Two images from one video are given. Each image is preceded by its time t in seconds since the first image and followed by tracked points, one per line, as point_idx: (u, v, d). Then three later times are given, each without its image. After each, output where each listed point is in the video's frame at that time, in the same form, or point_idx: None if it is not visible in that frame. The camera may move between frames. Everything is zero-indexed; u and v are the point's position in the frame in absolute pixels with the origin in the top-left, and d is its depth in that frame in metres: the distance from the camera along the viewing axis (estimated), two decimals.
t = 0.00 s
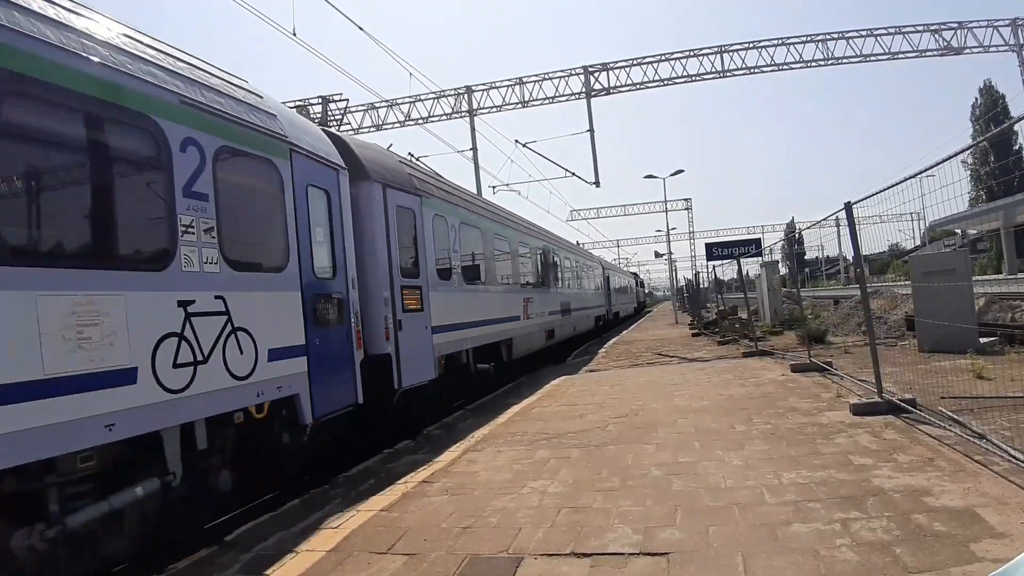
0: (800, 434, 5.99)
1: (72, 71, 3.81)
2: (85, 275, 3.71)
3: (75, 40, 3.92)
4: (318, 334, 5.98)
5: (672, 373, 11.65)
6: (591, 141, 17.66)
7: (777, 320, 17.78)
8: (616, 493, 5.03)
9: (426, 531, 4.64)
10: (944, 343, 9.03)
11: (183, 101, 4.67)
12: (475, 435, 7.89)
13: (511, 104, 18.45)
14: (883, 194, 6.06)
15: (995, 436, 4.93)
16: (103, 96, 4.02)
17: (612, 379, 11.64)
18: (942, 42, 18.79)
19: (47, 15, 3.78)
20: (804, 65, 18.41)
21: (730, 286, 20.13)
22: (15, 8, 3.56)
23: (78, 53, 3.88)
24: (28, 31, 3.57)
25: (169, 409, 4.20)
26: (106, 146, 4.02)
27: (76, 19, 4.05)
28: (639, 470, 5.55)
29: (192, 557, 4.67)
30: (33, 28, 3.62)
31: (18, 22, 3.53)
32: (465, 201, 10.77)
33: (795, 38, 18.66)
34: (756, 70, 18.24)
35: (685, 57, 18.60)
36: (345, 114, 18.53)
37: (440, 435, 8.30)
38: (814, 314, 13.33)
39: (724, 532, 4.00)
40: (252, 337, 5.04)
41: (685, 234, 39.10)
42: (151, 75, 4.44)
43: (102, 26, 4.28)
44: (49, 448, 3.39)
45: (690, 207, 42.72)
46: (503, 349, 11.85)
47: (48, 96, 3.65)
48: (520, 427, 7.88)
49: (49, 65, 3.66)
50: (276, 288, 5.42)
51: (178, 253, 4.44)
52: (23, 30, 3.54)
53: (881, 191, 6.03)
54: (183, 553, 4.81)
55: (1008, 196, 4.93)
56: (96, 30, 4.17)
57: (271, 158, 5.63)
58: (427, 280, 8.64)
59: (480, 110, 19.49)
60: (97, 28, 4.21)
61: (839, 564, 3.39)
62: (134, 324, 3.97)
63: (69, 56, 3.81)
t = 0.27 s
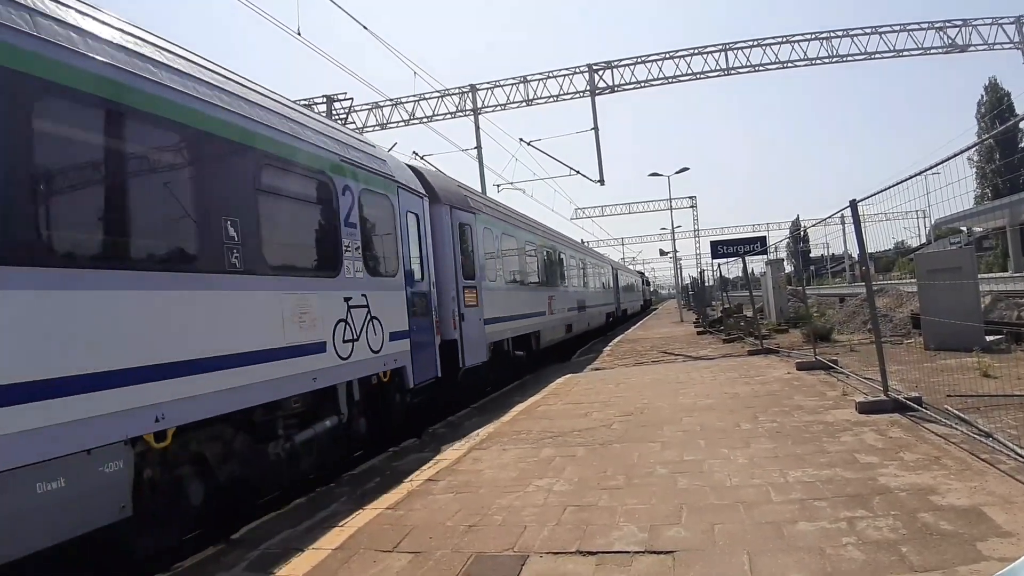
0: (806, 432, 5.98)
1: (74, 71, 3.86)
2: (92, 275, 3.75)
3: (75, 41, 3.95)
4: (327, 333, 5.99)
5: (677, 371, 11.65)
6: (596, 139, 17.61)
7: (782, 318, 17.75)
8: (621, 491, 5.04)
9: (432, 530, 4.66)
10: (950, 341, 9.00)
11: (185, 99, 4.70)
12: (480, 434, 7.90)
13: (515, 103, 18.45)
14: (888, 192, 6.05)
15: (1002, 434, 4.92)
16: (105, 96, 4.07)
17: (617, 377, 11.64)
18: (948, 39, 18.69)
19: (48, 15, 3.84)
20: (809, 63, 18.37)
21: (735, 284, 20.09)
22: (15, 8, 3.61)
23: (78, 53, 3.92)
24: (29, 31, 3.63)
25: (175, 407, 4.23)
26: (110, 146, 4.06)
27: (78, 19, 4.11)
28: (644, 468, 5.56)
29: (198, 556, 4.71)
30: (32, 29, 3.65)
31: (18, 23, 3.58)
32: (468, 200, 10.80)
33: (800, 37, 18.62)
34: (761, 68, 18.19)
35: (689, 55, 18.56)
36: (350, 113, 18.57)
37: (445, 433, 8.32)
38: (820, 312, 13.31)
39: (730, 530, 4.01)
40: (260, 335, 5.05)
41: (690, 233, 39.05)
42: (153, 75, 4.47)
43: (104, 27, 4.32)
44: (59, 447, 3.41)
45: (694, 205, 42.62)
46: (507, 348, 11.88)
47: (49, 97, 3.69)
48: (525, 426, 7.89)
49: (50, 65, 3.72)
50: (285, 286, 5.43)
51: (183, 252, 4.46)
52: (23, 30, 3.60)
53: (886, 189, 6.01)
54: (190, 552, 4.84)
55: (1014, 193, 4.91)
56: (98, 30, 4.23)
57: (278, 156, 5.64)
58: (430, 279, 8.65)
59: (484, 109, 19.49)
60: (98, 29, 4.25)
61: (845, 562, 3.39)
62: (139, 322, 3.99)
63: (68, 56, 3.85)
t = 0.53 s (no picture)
0: (810, 428, 5.97)
1: (77, 77, 3.91)
2: (96, 279, 3.78)
3: (79, 47, 4.01)
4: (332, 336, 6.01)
5: (681, 369, 11.64)
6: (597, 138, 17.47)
7: (787, 314, 17.70)
8: (626, 490, 5.04)
9: (437, 530, 4.67)
10: (956, 335, 8.96)
11: (189, 103, 4.75)
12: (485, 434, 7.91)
13: (516, 102, 18.45)
14: (890, 186, 6.03)
15: (1007, 428, 4.90)
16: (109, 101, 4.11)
17: (622, 375, 11.64)
18: (950, 32, 18.61)
19: (51, 20, 3.89)
20: (811, 59, 18.32)
21: (738, 281, 20.05)
22: (17, 14, 3.66)
23: (81, 58, 3.97)
24: (32, 37, 3.67)
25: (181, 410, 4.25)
26: (114, 151, 4.09)
27: (80, 24, 4.16)
28: (649, 466, 5.56)
29: (206, 558, 4.71)
30: (36, 35, 3.71)
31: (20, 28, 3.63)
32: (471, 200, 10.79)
33: (800, 31, 18.00)
34: (763, 63, 18.13)
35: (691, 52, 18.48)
36: (352, 115, 18.58)
37: (450, 433, 8.33)
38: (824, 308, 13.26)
39: (735, 528, 4.01)
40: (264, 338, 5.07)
41: (693, 230, 38.97)
42: (155, 78, 4.52)
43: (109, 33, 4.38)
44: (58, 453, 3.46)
45: (697, 202, 42.55)
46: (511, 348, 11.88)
47: (53, 101, 3.73)
48: (530, 425, 7.90)
49: (53, 70, 3.77)
50: (288, 290, 5.45)
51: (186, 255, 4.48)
52: (26, 35, 3.65)
53: (889, 183, 5.99)
54: (198, 553, 4.86)
55: (1018, 186, 4.89)
56: (101, 34, 4.27)
57: (281, 159, 5.67)
58: (435, 279, 8.64)
59: (486, 109, 19.46)
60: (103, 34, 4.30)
61: (850, 558, 3.39)
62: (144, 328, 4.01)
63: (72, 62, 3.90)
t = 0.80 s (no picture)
0: (813, 428, 5.96)
1: (79, 77, 3.92)
2: (92, 280, 3.77)
3: (81, 47, 4.01)
4: (333, 336, 6.00)
5: (683, 368, 11.63)
6: (598, 139, 17.27)
7: (788, 313, 17.68)
8: (628, 490, 5.03)
9: (439, 530, 4.67)
10: (958, 334, 8.94)
11: (191, 104, 4.76)
12: (486, 434, 7.90)
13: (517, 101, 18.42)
14: (892, 184, 6.01)
15: (1010, 427, 4.88)
16: (110, 100, 4.10)
17: (623, 375, 11.63)
18: (951, 30, 18.58)
19: (50, 20, 3.89)
20: (811, 57, 18.29)
21: (740, 280, 20.03)
22: (16, 13, 3.67)
23: (82, 58, 3.97)
24: (32, 37, 3.67)
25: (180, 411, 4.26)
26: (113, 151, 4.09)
27: (80, 24, 4.16)
28: (651, 466, 5.55)
29: (209, 558, 4.71)
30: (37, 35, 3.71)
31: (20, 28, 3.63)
32: (472, 200, 10.74)
33: (802, 29, 17.92)
34: (763, 62, 18.10)
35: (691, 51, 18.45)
36: (352, 116, 18.57)
37: (452, 433, 8.33)
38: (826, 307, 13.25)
39: (738, 528, 4.00)
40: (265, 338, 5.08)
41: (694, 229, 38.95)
42: (157, 79, 4.53)
43: (110, 34, 4.38)
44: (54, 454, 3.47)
45: (698, 202, 42.52)
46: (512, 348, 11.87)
47: (53, 101, 3.73)
48: (531, 425, 7.89)
49: (54, 70, 3.76)
50: (290, 290, 5.45)
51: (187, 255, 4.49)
52: (26, 35, 3.65)
53: (891, 182, 5.97)
54: (201, 553, 4.86)
55: (1021, 184, 4.87)
56: (101, 34, 4.27)
57: (282, 159, 5.67)
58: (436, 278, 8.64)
59: (486, 109, 19.45)
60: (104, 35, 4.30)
61: (852, 558, 3.38)
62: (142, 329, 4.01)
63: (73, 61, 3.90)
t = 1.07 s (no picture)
0: (813, 426, 5.95)
1: (79, 78, 3.91)
2: (92, 280, 3.77)
3: (80, 47, 4.00)
4: (333, 335, 5.99)
5: (683, 367, 11.63)
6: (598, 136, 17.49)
7: (788, 312, 17.68)
8: (628, 488, 5.02)
9: (439, 530, 4.66)
10: (958, 332, 8.94)
11: (192, 104, 4.75)
12: (486, 433, 7.89)
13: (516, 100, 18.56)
14: (891, 182, 6.01)
15: (1011, 425, 4.88)
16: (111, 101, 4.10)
17: (623, 374, 11.62)
18: (949, 28, 18.56)
19: (50, 22, 3.88)
20: (810, 55, 18.29)
21: (739, 279, 20.03)
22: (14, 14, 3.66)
23: (83, 59, 3.97)
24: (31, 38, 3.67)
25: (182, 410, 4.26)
26: (114, 151, 4.08)
27: (79, 25, 4.14)
28: (651, 465, 5.54)
29: (209, 559, 4.69)
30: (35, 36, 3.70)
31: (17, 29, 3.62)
32: (471, 198, 10.72)
33: (801, 28, 18.26)
34: (762, 61, 18.11)
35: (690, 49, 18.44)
36: (351, 115, 18.56)
37: (452, 433, 8.32)
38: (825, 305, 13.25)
39: (738, 526, 3.99)
40: (265, 337, 5.08)
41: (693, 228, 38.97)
42: (158, 80, 4.52)
43: (110, 34, 4.37)
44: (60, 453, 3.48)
45: (697, 200, 42.53)
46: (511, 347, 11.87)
47: (52, 102, 3.72)
48: (531, 424, 7.88)
49: (55, 72, 3.76)
50: (290, 289, 5.45)
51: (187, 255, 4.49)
52: (25, 37, 3.65)
53: (890, 180, 5.96)
54: (202, 553, 4.84)
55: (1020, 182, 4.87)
56: (101, 36, 4.27)
57: (283, 158, 5.67)
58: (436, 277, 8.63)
59: (485, 108, 19.44)
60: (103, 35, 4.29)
61: (854, 556, 3.37)
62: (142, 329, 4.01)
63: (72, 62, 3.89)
